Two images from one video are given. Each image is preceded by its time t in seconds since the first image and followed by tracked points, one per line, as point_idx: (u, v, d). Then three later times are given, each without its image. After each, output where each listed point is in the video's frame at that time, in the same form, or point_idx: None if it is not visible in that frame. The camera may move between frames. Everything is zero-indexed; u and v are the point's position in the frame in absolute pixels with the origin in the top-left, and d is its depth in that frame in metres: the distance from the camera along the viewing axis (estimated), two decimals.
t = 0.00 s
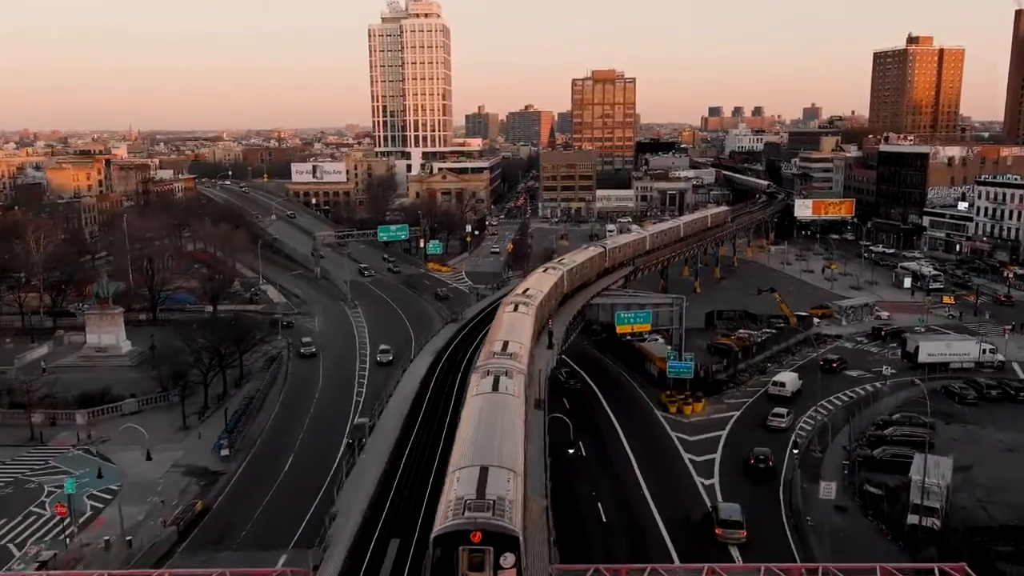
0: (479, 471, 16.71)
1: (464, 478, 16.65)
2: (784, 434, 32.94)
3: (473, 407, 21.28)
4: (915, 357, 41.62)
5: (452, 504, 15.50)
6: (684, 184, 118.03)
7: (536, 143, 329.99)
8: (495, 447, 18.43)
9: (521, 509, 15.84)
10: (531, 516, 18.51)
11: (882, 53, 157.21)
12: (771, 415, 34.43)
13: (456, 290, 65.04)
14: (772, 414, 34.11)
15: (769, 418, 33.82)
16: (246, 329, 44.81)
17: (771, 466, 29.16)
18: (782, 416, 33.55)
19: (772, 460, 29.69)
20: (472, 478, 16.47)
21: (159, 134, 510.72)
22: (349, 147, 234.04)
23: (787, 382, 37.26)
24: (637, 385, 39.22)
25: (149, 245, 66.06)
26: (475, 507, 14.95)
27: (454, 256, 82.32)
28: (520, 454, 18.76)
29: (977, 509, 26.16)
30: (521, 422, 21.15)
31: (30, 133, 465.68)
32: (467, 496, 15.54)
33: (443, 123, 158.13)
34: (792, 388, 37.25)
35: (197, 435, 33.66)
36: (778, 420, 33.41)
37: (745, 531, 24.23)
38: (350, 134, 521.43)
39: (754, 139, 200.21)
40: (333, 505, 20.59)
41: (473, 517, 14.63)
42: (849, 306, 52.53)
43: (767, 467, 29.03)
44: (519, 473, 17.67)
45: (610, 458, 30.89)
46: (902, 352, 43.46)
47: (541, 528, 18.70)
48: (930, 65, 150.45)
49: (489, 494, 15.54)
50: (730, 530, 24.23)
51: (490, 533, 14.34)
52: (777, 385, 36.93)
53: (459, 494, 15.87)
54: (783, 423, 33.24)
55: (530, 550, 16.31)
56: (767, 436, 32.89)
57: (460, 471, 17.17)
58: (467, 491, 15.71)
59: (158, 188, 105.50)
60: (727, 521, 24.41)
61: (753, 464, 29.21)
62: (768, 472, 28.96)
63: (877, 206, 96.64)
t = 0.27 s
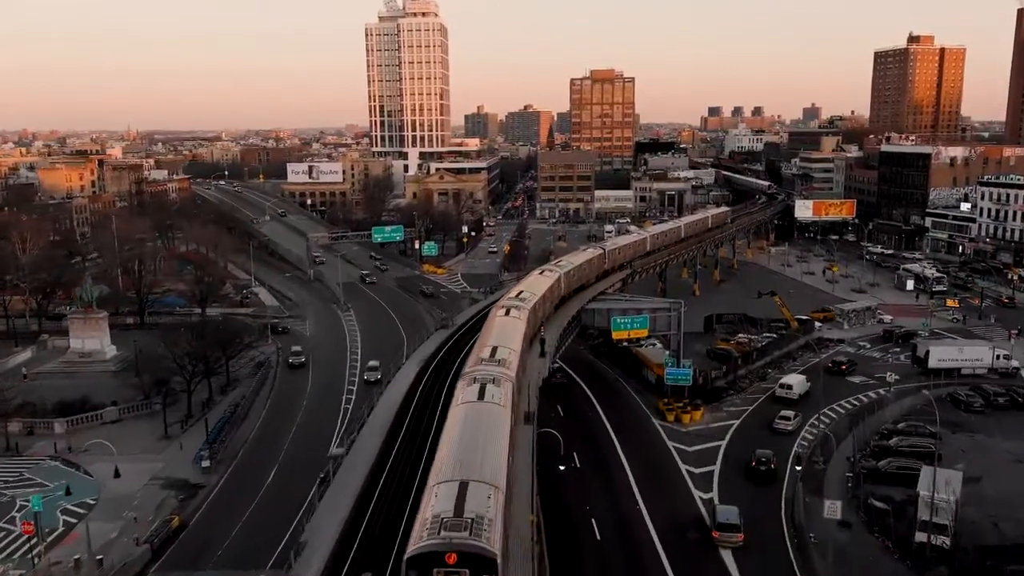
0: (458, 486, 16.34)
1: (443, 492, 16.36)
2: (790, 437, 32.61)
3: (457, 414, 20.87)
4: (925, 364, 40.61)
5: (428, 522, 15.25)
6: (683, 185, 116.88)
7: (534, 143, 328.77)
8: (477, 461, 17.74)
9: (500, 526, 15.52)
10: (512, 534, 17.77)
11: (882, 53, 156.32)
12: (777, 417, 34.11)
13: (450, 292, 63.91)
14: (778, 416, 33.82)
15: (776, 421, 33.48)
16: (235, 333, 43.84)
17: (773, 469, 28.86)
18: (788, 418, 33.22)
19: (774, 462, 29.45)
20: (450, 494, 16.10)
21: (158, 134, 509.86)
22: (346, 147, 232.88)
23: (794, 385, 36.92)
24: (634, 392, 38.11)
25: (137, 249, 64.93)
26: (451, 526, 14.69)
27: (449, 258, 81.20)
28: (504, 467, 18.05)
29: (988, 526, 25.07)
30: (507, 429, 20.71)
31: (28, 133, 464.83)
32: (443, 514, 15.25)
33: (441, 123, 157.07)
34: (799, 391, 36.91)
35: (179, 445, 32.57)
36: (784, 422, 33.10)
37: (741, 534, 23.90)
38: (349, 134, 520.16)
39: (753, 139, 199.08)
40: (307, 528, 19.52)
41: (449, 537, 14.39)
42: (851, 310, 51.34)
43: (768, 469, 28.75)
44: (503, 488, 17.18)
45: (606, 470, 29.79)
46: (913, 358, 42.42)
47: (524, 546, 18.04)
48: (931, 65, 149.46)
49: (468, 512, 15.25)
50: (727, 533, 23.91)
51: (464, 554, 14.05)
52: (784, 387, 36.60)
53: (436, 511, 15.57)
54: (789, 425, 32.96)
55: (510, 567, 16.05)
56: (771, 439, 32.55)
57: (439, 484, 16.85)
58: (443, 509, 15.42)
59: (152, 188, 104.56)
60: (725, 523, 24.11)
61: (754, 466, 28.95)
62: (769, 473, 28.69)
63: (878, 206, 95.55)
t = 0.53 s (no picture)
0: (437, 505, 15.88)
1: (422, 511, 15.89)
2: (799, 440, 32.34)
3: (442, 427, 20.45)
4: (937, 369, 39.48)
5: (403, 543, 14.80)
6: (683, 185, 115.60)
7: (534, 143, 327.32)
8: (460, 477, 17.20)
9: (480, 548, 15.03)
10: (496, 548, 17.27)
11: (883, 53, 155.22)
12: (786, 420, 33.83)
13: (445, 295, 62.70)
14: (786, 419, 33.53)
15: (784, 424, 33.19)
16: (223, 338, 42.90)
17: (776, 474, 28.66)
18: (796, 421, 32.91)
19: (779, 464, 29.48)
20: (428, 513, 15.63)
21: (156, 134, 509.58)
22: (344, 147, 231.52)
23: (803, 388, 36.58)
24: (632, 400, 36.94)
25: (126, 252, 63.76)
26: (426, 549, 14.28)
27: (446, 260, 80.00)
28: (486, 484, 17.52)
29: (1001, 544, 23.94)
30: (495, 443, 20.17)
31: (28, 133, 464.72)
32: (420, 534, 14.83)
33: (439, 123, 156.01)
34: (808, 393, 36.54)
35: (160, 455, 31.49)
36: (792, 425, 32.83)
37: (740, 537, 23.75)
38: (349, 135, 519.27)
39: (754, 139, 197.80)
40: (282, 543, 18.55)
41: (423, 560, 13.95)
42: (854, 314, 50.13)
43: (772, 472, 28.79)
44: (485, 505, 16.64)
45: (602, 483, 28.75)
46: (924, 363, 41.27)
47: (510, 563, 17.38)
48: (932, 64, 148.37)
49: (445, 534, 14.78)
50: (725, 537, 23.77)
51: None
52: (792, 389, 36.32)
53: (413, 531, 15.13)
54: (796, 429, 32.69)
55: None
56: (779, 441, 32.33)
57: (418, 502, 16.37)
58: (420, 529, 14.97)
59: (146, 189, 103.86)
60: (722, 527, 23.99)
61: (758, 468, 29.02)
62: (773, 476, 28.75)
63: (881, 207, 94.36)
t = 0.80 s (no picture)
0: (417, 527, 15.06)
1: (401, 532, 15.07)
2: (808, 443, 32.03)
3: (428, 440, 19.63)
4: (951, 376, 38.29)
5: (380, 568, 13.98)
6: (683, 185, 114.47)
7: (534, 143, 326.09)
8: (443, 495, 16.37)
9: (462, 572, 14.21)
10: (482, 564, 16.58)
11: (886, 52, 154.04)
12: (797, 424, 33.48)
13: (440, 299, 61.50)
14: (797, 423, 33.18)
15: (795, 427, 32.89)
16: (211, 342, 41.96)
17: (782, 477, 28.07)
18: (807, 426, 32.64)
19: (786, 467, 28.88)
20: (407, 535, 14.82)
21: (156, 134, 509.14)
22: (343, 147, 230.42)
23: (813, 391, 36.20)
24: (632, 410, 35.82)
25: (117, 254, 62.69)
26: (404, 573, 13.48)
27: (443, 262, 78.90)
28: (473, 501, 16.74)
29: (1018, 564, 22.80)
30: (482, 457, 19.36)
31: (28, 133, 464.37)
32: (399, 558, 14.02)
33: (437, 122, 154.95)
34: (818, 397, 36.13)
35: (141, 467, 30.34)
36: (803, 429, 32.49)
37: (742, 541, 23.53)
38: (349, 134, 518.37)
39: (755, 139, 196.60)
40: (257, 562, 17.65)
41: None
42: (858, 318, 48.89)
43: (778, 476, 28.16)
44: (469, 525, 15.83)
45: (599, 497, 27.66)
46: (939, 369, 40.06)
47: None
48: (935, 64, 147.18)
49: (424, 557, 13.97)
50: (727, 540, 23.60)
51: None
52: (802, 392, 36.00)
53: (391, 555, 14.31)
54: (807, 432, 32.33)
55: None
56: (788, 445, 31.98)
57: (398, 523, 15.56)
58: (399, 552, 14.17)
59: (141, 189, 103.81)
60: (724, 531, 23.77)
61: (764, 472, 28.42)
62: (778, 480, 28.11)
63: (884, 208, 93.24)
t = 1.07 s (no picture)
0: (399, 552, 14.08)
1: (382, 557, 14.09)
2: (820, 447, 31.63)
3: (416, 455, 18.66)
4: (965, 383, 36.99)
5: None
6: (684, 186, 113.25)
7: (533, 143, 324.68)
8: (428, 516, 15.39)
9: None
10: None
11: (888, 51, 152.81)
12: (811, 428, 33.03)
13: (437, 302, 60.29)
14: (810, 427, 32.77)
15: (808, 431, 32.47)
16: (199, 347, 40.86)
17: (789, 481, 27.72)
18: (821, 429, 32.20)
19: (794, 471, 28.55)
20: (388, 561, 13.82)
21: (155, 134, 508.00)
22: (342, 147, 229.07)
23: (826, 394, 35.72)
24: (632, 418, 34.69)
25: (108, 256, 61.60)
26: None
27: (440, 263, 77.84)
28: (461, 522, 15.78)
29: None
30: (472, 473, 18.36)
31: (27, 133, 463.61)
32: None
33: (436, 122, 153.72)
34: (831, 400, 35.63)
35: (122, 480, 29.21)
36: (815, 433, 32.07)
37: (747, 544, 23.32)
38: (348, 134, 517.14)
39: (755, 139, 195.27)
40: None
41: None
42: (863, 322, 47.66)
43: (786, 479, 27.81)
44: (456, 548, 14.84)
45: (598, 512, 26.51)
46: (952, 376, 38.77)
47: None
48: (937, 63, 145.94)
49: None
50: (732, 543, 23.42)
51: None
52: (814, 395, 35.55)
53: None
54: (819, 436, 31.91)
55: None
56: (801, 448, 31.59)
57: (380, 547, 14.59)
58: None
59: (135, 190, 102.16)
60: (729, 533, 23.60)
61: (772, 475, 28.11)
62: (787, 484, 27.76)
63: (887, 209, 92.07)
